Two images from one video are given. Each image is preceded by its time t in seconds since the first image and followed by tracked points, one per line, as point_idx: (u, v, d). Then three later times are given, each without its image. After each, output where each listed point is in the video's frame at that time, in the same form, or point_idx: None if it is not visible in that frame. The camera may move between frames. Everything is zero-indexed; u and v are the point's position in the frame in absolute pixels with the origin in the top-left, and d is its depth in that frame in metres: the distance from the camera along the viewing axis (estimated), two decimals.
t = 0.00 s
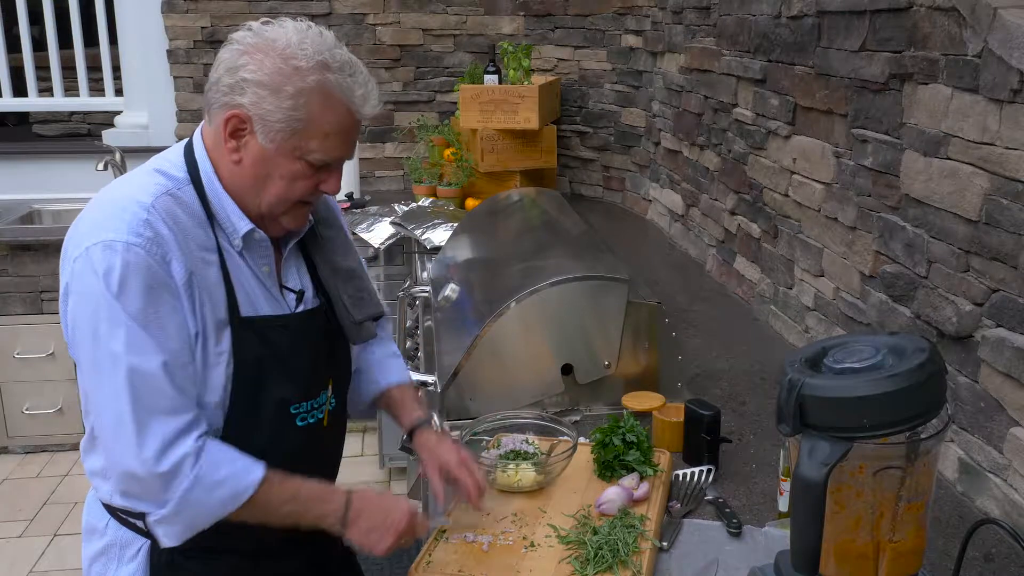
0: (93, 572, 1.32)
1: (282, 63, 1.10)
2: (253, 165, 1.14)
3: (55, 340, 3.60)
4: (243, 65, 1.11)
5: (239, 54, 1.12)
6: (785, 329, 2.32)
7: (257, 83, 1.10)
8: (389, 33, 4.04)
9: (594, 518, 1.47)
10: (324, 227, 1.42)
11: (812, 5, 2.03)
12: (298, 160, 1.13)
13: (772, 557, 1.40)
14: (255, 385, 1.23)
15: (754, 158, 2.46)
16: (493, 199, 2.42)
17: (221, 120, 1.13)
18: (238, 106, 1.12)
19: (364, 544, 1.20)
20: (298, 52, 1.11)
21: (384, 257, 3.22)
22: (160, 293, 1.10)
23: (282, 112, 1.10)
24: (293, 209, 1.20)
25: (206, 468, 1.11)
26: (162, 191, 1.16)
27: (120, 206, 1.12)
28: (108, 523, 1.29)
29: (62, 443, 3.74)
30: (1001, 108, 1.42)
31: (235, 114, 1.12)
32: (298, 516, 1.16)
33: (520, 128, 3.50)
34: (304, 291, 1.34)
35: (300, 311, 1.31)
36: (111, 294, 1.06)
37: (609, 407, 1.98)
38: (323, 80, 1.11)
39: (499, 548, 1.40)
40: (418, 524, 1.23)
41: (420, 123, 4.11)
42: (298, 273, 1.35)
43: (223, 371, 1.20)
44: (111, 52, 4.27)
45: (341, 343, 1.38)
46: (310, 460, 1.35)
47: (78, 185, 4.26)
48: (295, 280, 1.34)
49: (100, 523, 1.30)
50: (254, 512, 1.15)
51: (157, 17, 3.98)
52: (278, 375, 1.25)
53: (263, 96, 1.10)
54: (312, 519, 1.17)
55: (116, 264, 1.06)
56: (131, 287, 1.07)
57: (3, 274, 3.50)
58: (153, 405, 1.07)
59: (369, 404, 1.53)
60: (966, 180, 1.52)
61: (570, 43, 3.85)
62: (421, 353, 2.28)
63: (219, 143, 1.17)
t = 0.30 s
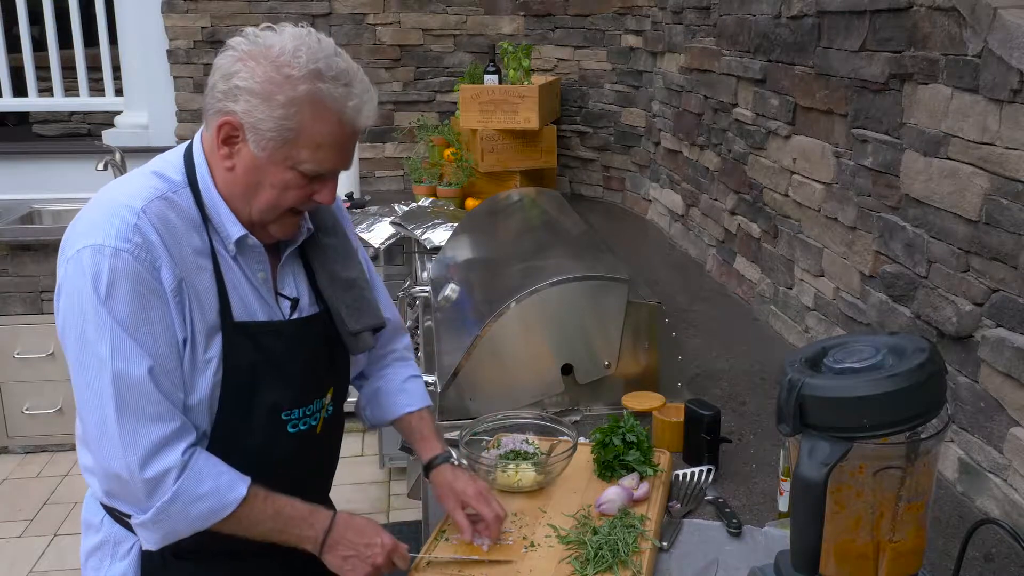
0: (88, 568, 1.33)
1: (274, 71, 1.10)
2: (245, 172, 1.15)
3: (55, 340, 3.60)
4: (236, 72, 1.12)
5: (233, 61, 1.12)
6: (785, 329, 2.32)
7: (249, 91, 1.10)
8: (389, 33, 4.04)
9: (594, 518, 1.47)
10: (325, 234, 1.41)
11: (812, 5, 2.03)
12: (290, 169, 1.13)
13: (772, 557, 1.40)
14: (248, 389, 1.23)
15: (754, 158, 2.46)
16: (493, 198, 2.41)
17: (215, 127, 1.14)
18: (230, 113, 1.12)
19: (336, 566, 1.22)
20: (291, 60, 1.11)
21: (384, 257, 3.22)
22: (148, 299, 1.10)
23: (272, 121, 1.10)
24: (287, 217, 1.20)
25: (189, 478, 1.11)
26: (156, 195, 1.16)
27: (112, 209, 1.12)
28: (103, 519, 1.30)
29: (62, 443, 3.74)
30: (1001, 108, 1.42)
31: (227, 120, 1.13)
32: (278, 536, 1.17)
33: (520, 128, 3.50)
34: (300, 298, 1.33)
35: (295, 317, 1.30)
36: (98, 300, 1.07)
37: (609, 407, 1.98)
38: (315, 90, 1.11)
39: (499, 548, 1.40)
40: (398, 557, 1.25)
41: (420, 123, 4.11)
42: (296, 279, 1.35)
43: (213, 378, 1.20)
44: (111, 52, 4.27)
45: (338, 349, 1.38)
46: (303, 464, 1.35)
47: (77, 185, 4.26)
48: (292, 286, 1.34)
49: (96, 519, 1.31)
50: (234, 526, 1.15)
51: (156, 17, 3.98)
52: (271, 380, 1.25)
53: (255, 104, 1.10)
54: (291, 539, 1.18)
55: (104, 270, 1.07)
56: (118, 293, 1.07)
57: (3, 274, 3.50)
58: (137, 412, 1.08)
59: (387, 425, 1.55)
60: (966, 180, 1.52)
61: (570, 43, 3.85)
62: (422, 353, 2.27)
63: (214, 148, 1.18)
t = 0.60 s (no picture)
0: (89, 569, 1.33)
1: (270, 72, 1.10)
2: (245, 173, 1.15)
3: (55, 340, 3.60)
4: (232, 74, 1.12)
5: (228, 63, 1.13)
6: (785, 329, 2.32)
7: (245, 93, 1.10)
8: (389, 33, 4.04)
9: (594, 518, 1.47)
10: (324, 235, 1.40)
11: (812, 5, 2.03)
12: (289, 170, 1.14)
13: (772, 557, 1.40)
14: (246, 390, 1.23)
15: (754, 158, 2.46)
16: (493, 199, 2.42)
17: (213, 129, 1.14)
18: (227, 116, 1.13)
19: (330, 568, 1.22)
20: (287, 60, 1.11)
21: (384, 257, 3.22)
22: (149, 300, 1.10)
23: (269, 123, 1.10)
24: (286, 218, 1.21)
25: (189, 480, 1.12)
26: (156, 196, 1.16)
27: (113, 209, 1.12)
28: (103, 521, 1.30)
29: (62, 443, 3.74)
30: (1001, 108, 1.42)
31: (225, 123, 1.13)
32: (274, 538, 1.18)
33: (520, 128, 3.50)
34: (300, 297, 1.33)
35: (295, 317, 1.30)
36: (99, 301, 1.07)
37: (609, 407, 1.98)
38: (311, 91, 1.11)
39: (498, 548, 1.40)
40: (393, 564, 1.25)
41: (420, 123, 4.11)
42: (295, 278, 1.35)
43: (213, 378, 1.20)
44: (111, 52, 4.27)
45: (337, 348, 1.38)
46: (304, 464, 1.35)
47: (77, 185, 4.26)
48: (292, 286, 1.33)
49: (97, 521, 1.31)
50: (233, 528, 1.15)
51: (156, 17, 3.98)
52: (270, 380, 1.25)
53: (251, 106, 1.10)
54: (287, 541, 1.19)
55: (105, 270, 1.07)
56: (118, 294, 1.07)
57: (3, 274, 3.50)
58: (137, 413, 1.08)
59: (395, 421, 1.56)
60: (966, 180, 1.52)
61: (570, 43, 3.86)
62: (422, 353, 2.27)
63: (212, 150, 1.18)
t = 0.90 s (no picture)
0: (89, 569, 1.33)
1: (270, 73, 1.10)
2: (245, 174, 1.15)
3: (55, 340, 3.60)
4: (232, 73, 1.12)
5: (230, 61, 1.13)
6: (785, 329, 2.32)
7: (245, 93, 1.11)
8: (389, 33, 4.04)
9: (594, 518, 1.47)
10: (325, 235, 1.41)
11: (812, 5, 2.03)
12: (289, 171, 1.14)
13: (772, 558, 1.40)
14: (247, 391, 1.23)
15: (754, 158, 2.46)
16: (493, 199, 2.42)
17: (214, 130, 1.14)
18: (227, 116, 1.12)
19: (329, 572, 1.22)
20: (288, 61, 1.11)
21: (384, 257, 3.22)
22: (152, 301, 1.10)
23: (268, 123, 1.10)
24: (285, 219, 1.21)
25: (194, 480, 1.12)
26: (158, 196, 1.16)
27: (115, 210, 1.12)
28: (103, 522, 1.30)
29: (62, 443, 3.74)
30: (1001, 108, 1.42)
31: (224, 123, 1.13)
32: (274, 540, 1.18)
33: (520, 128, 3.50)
34: (300, 297, 1.33)
35: (295, 318, 1.30)
36: (102, 302, 1.06)
37: (609, 407, 1.98)
38: (311, 92, 1.11)
39: (498, 548, 1.40)
40: (392, 567, 1.24)
41: (420, 123, 4.11)
42: (295, 278, 1.35)
43: (215, 379, 1.20)
44: (111, 52, 4.28)
45: (338, 348, 1.38)
46: (304, 465, 1.35)
47: (77, 185, 4.26)
48: (292, 286, 1.33)
49: (97, 522, 1.31)
50: (235, 530, 1.16)
51: (156, 17, 3.98)
52: (271, 380, 1.25)
53: (250, 107, 1.10)
54: (287, 544, 1.19)
55: (108, 271, 1.07)
56: (121, 295, 1.07)
57: (3, 274, 3.50)
58: (140, 414, 1.08)
59: (388, 417, 1.57)
60: (966, 180, 1.52)
61: (570, 43, 3.86)
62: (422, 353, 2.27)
63: (213, 151, 1.18)
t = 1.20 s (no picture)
0: (89, 569, 1.33)
1: (270, 79, 1.10)
2: (248, 179, 1.15)
3: (55, 340, 3.60)
4: (232, 79, 1.12)
5: (229, 67, 1.12)
6: (785, 329, 2.32)
7: (244, 100, 1.10)
8: (389, 33, 4.04)
9: (594, 518, 1.47)
10: (326, 236, 1.41)
11: (812, 5, 2.03)
12: (290, 176, 1.14)
13: (772, 558, 1.40)
14: (248, 393, 1.23)
15: (754, 158, 2.46)
16: (493, 199, 2.42)
17: (216, 135, 1.14)
18: (227, 121, 1.12)
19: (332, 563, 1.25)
20: (288, 67, 1.10)
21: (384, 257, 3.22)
22: (156, 302, 1.10)
23: (268, 130, 1.10)
24: (287, 223, 1.21)
25: (204, 479, 1.12)
26: (159, 198, 1.16)
27: (116, 212, 1.12)
28: (104, 521, 1.30)
29: (61, 443, 3.74)
30: (1001, 108, 1.42)
31: (224, 128, 1.13)
32: (279, 534, 1.20)
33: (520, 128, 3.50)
34: (302, 299, 1.33)
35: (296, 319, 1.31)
36: (106, 304, 1.06)
37: (609, 407, 1.98)
38: (312, 99, 1.10)
39: (498, 548, 1.40)
40: (395, 555, 1.28)
41: (420, 123, 4.11)
42: (297, 280, 1.35)
43: (218, 379, 1.20)
44: (111, 52, 4.28)
45: (340, 350, 1.38)
46: (305, 466, 1.35)
47: (78, 185, 4.26)
48: (293, 288, 1.34)
49: (96, 522, 1.31)
50: (243, 527, 1.16)
51: (156, 17, 3.98)
52: (273, 383, 1.25)
53: (250, 113, 1.10)
54: (292, 537, 1.21)
55: (111, 273, 1.07)
56: (125, 297, 1.07)
57: (3, 274, 3.49)
58: (147, 414, 1.08)
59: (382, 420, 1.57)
60: (966, 180, 1.52)
61: (570, 43, 3.86)
62: (422, 353, 2.27)
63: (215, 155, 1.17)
